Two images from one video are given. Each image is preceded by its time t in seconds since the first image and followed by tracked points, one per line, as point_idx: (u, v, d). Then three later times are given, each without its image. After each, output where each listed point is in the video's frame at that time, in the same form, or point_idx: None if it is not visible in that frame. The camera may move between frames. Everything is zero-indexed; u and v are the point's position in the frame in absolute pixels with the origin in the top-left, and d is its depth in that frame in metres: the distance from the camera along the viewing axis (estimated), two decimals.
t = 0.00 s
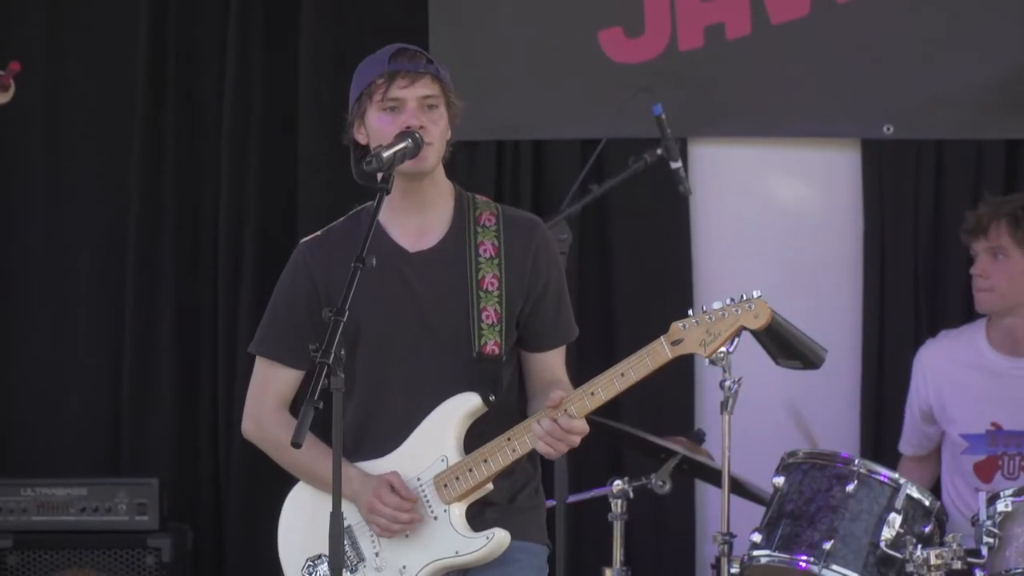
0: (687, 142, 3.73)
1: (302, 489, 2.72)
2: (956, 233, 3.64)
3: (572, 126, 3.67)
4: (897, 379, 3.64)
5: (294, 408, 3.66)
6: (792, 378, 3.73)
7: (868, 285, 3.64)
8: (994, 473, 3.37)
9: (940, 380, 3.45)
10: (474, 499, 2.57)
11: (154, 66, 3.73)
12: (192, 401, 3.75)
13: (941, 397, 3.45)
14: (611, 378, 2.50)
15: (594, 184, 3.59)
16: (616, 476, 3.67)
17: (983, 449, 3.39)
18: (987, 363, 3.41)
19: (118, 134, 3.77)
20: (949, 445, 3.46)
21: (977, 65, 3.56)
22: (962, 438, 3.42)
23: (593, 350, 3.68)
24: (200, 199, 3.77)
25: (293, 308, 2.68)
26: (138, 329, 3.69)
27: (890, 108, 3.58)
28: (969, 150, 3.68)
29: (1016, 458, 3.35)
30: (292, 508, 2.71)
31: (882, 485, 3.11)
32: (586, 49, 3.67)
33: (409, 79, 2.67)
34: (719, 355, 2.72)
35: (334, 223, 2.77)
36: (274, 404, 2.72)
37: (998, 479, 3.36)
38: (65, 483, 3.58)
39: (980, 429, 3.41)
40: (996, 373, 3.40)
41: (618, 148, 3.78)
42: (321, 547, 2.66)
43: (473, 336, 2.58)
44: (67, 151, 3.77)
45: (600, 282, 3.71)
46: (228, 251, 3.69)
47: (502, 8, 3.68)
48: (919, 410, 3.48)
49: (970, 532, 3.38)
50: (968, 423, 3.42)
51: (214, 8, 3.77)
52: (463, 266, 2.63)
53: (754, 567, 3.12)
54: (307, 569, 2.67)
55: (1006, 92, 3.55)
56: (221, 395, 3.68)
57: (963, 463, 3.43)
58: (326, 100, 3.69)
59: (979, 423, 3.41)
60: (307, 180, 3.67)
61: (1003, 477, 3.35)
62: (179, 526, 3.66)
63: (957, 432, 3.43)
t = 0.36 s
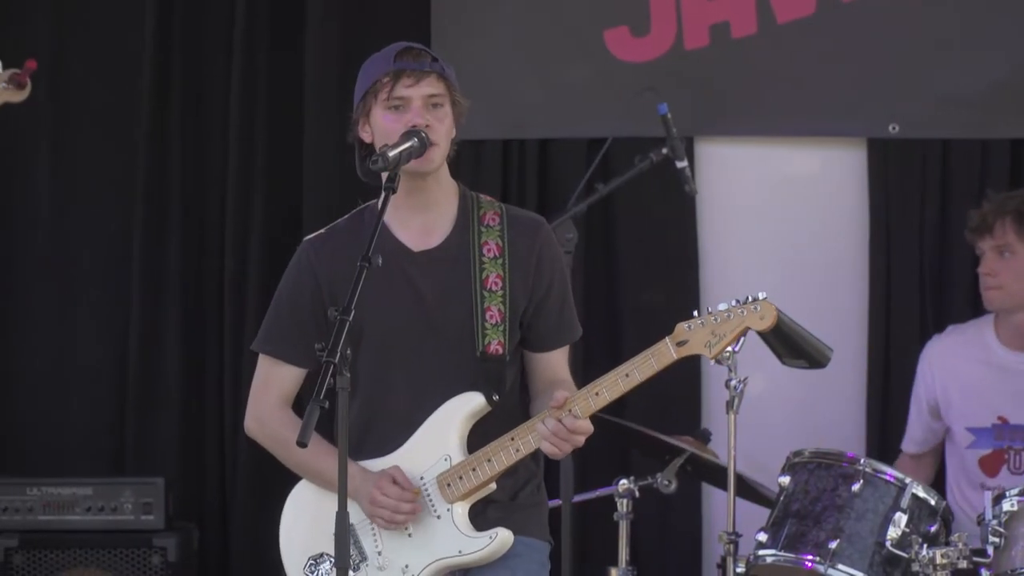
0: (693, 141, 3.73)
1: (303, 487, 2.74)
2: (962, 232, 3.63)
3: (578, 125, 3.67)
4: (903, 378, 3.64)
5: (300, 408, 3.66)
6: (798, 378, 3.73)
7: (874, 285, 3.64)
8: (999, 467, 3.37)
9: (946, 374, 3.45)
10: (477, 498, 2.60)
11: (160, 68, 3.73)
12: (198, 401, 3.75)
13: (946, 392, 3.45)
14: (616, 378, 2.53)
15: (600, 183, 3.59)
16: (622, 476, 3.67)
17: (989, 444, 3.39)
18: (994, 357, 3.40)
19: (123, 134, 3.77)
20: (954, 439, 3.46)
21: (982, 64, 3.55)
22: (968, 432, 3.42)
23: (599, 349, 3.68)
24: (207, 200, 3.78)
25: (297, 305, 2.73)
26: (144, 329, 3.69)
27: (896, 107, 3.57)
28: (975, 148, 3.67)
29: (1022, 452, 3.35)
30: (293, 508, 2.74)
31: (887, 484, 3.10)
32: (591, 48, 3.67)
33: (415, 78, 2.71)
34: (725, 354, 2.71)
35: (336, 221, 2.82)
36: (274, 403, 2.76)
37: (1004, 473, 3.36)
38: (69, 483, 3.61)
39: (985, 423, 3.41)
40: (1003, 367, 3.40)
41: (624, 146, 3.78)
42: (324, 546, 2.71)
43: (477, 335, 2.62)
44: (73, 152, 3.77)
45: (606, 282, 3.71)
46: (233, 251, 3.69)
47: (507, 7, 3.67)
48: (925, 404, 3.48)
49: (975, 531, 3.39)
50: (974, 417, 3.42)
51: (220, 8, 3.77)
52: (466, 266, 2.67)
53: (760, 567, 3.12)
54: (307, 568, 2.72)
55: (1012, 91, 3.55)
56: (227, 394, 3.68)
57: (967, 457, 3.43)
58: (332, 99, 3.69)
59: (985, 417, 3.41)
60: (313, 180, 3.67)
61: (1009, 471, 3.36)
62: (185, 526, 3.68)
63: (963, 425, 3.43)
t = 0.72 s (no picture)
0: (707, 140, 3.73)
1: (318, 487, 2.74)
2: (976, 231, 3.64)
3: (593, 123, 3.68)
4: (917, 377, 3.65)
5: (315, 406, 3.67)
6: (812, 377, 3.72)
7: (888, 284, 3.64)
8: (1015, 463, 3.37)
9: (962, 370, 3.46)
10: (493, 496, 2.59)
11: (174, 67, 3.73)
12: (212, 401, 3.75)
13: (963, 388, 3.46)
14: (629, 374, 2.53)
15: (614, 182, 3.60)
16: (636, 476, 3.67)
17: (1004, 440, 3.39)
18: (1011, 354, 3.41)
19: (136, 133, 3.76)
20: (970, 435, 3.47)
21: (996, 64, 3.56)
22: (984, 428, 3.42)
23: (613, 349, 3.69)
24: (220, 199, 3.76)
25: (310, 304, 2.74)
26: (157, 328, 3.68)
27: (910, 107, 3.58)
28: (989, 148, 3.68)
29: None
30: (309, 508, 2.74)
31: (901, 484, 3.10)
32: (605, 48, 3.68)
33: (430, 78, 2.70)
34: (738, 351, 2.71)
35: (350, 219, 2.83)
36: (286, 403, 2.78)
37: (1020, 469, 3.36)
38: (83, 482, 3.61)
39: (1002, 420, 3.41)
40: (1019, 364, 3.40)
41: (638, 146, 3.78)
42: (340, 546, 2.71)
43: (489, 334, 2.62)
44: (86, 150, 3.76)
45: (620, 282, 3.71)
46: (247, 250, 3.68)
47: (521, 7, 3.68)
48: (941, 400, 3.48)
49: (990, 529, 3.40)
50: (991, 413, 3.42)
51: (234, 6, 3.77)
52: (479, 264, 2.66)
53: (774, 566, 3.12)
54: (324, 568, 2.72)
55: None
56: (241, 394, 3.68)
57: (983, 453, 3.44)
58: (345, 96, 3.67)
59: (1001, 413, 3.41)
60: (326, 179, 3.65)
61: None
62: (199, 525, 3.67)
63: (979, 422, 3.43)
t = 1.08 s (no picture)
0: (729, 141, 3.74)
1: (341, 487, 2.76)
2: (998, 232, 3.64)
3: (616, 122, 3.68)
4: (938, 377, 3.64)
5: (337, 407, 3.67)
6: (833, 377, 3.73)
7: (910, 284, 3.64)
8: None
9: (989, 368, 3.45)
10: (515, 498, 2.63)
11: (195, 67, 3.71)
12: (234, 401, 3.73)
13: (986, 386, 3.46)
14: (651, 376, 2.57)
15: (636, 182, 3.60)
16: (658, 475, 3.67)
17: None
18: None
19: (158, 134, 3.77)
20: (992, 435, 3.46)
21: (1018, 63, 3.56)
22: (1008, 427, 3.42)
23: (635, 348, 3.69)
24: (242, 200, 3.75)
25: (332, 303, 2.78)
26: (178, 329, 3.66)
27: (932, 107, 3.58)
28: (1011, 148, 3.67)
29: None
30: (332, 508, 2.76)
31: (923, 483, 3.10)
32: (627, 48, 3.68)
33: (453, 78, 2.72)
34: (761, 352, 2.68)
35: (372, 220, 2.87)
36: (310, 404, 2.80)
37: None
38: (105, 482, 3.61)
39: None
40: None
41: (660, 145, 3.78)
42: (363, 546, 2.74)
43: (512, 333, 2.65)
44: (108, 151, 3.77)
45: (642, 282, 3.72)
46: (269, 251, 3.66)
47: (544, 7, 3.68)
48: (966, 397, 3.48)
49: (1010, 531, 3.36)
50: (1015, 412, 3.42)
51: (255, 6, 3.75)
52: (500, 264, 2.70)
53: (797, 565, 3.13)
54: (347, 567, 2.74)
55: None
56: (262, 394, 3.66)
57: (1005, 454, 3.42)
58: (366, 96, 3.66)
59: None
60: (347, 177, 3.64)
61: None
62: (220, 525, 3.67)
63: (1004, 421, 3.43)
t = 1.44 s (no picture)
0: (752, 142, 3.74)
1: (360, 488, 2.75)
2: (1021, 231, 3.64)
3: (640, 121, 3.68)
4: (962, 377, 3.64)
5: (358, 408, 3.63)
6: (856, 378, 3.73)
7: (932, 284, 3.65)
8: None
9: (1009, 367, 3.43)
10: (537, 500, 2.60)
11: (218, 69, 3.71)
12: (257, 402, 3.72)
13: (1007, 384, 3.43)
14: (678, 378, 2.57)
15: (658, 182, 3.61)
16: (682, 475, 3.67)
17: None
18: None
19: (180, 136, 3.77)
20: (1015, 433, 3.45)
21: None
22: None
23: (658, 349, 3.70)
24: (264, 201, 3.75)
25: (354, 307, 2.78)
26: (201, 327, 3.66)
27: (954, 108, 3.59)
28: None
29: None
30: (353, 509, 2.74)
31: (945, 483, 3.10)
32: (650, 48, 3.68)
33: (472, 79, 2.75)
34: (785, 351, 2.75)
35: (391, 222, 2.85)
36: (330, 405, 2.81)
37: None
38: (129, 481, 3.61)
39: None
40: None
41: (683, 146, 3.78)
42: (384, 547, 2.72)
43: (534, 335, 2.63)
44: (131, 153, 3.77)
45: (665, 283, 3.72)
46: (292, 252, 3.65)
47: (566, 8, 3.69)
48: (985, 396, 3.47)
49: None
50: None
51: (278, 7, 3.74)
52: (522, 265, 2.68)
53: (819, 565, 3.13)
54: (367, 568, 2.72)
55: None
56: (284, 394, 3.64)
57: None
58: (388, 96, 3.64)
59: None
60: (368, 177, 3.62)
61: None
62: (242, 525, 3.66)
63: None
